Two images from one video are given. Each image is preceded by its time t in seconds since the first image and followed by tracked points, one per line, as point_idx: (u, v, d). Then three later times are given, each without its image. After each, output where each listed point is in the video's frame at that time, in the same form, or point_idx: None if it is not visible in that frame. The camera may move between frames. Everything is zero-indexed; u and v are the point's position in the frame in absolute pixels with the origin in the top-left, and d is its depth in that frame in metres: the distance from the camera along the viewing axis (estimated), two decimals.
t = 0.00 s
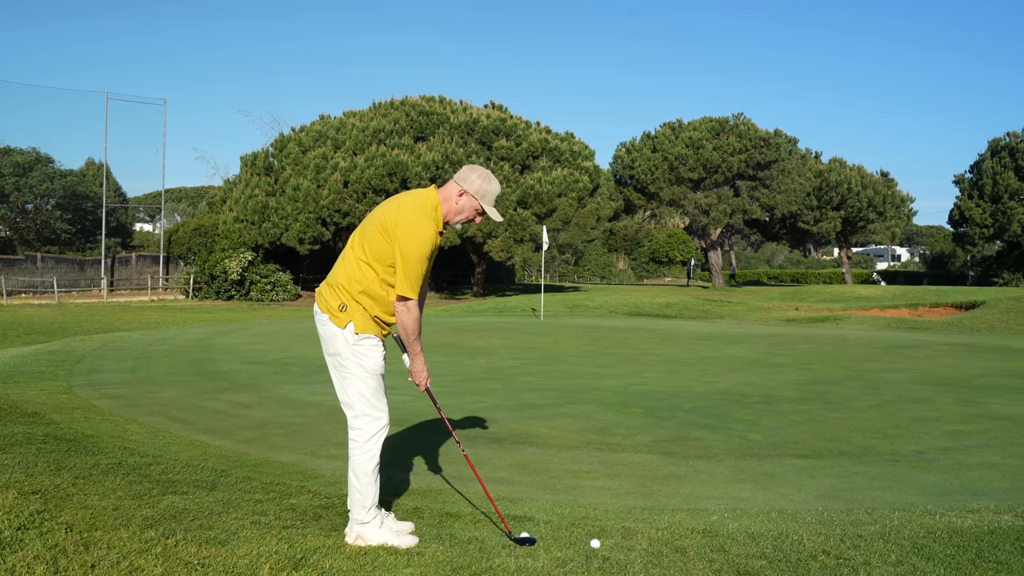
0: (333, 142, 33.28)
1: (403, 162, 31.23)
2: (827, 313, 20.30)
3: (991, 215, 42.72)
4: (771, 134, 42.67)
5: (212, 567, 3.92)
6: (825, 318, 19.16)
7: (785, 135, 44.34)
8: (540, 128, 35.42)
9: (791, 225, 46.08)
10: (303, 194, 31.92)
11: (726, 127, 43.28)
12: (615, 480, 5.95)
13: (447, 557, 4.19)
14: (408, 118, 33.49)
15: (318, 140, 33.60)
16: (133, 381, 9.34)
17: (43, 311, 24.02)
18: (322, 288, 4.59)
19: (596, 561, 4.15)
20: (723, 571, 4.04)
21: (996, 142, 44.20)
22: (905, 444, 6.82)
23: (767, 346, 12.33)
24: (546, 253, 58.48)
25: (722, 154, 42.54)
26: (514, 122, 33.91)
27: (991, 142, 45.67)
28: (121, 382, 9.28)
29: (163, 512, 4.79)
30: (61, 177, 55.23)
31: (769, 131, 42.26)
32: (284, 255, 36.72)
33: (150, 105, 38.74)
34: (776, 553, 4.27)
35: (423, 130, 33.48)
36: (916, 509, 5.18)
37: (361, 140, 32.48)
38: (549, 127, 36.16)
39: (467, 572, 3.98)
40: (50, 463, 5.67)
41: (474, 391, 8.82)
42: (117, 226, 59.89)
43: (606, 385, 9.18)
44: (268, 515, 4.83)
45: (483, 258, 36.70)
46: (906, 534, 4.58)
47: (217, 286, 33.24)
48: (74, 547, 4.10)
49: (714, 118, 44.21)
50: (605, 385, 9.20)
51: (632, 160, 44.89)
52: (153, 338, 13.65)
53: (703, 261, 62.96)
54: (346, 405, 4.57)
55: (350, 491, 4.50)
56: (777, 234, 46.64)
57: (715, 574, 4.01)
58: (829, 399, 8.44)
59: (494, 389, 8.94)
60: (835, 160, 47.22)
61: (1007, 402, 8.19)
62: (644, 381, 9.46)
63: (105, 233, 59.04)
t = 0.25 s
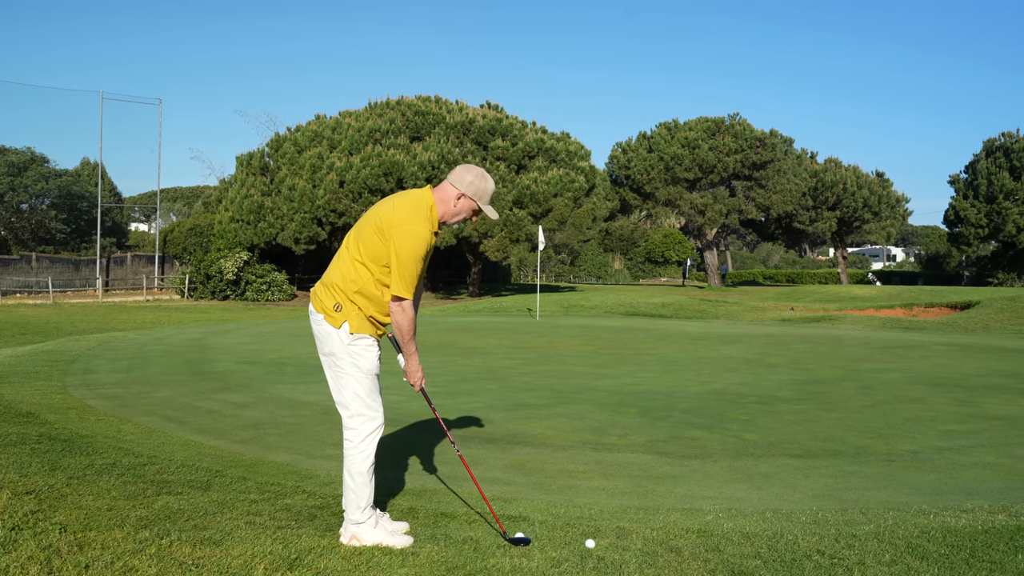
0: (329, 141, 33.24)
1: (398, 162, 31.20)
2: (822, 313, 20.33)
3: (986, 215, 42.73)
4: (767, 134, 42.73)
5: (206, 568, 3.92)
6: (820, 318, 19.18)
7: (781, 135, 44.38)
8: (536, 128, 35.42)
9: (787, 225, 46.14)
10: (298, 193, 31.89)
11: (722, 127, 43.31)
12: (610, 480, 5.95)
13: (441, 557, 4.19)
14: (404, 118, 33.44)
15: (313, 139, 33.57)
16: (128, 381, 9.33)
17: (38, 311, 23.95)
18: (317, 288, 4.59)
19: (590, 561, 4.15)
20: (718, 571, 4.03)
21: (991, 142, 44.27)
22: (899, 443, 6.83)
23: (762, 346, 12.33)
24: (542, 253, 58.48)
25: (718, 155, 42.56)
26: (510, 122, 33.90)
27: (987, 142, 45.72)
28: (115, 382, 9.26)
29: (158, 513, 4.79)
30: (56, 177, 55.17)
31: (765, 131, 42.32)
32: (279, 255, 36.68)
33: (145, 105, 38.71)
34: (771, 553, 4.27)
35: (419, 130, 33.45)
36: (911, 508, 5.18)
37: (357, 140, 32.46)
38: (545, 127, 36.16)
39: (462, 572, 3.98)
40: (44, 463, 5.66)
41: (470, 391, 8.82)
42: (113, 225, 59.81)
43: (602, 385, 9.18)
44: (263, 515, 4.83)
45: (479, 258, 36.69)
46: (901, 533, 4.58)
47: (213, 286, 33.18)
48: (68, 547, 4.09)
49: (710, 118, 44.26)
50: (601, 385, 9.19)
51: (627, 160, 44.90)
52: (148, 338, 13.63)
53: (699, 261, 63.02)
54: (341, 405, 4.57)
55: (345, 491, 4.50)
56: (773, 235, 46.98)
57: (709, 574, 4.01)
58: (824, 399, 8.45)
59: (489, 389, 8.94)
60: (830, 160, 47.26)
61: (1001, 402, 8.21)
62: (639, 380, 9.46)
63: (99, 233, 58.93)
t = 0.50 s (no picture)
0: (323, 142, 33.23)
1: (392, 162, 31.21)
2: (815, 314, 20.37)
3: (978, 216, 42.85)
4: (759, 135, 42.86)
5: (199, 570, 3.90)
6: (813, 319, 19.24)
7: (774, 137, 44.51)
8: (530, 129, 35.43)
9: (779, 226, 46.29)
10: (292, 194, 31.88)
11: (716, 128, 43.43)
12: (604, 480, 5.96)
13: (435, 558, 4.19)
14: (397, 118, 33.43)
15: (307, 140, 33.55)
16: (121, 382, 9.32)
17: (31, 312, 23.90)
18: (310, 289, 4.58)
19: (584, 562, 4.15)
20: (711, 572, 4.04)
21: (983, 143, 44.42)
22: (892, 444, 6.86)
23: (756, 347, 12.36)
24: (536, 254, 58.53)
25: (711, 156, 42.65)
26: (504, 123, 33.92)
27: (979, 144, 45.86)
28: (108, 383, 9.25)
29: (150, 514, 4.77)
30: (48, 177, 55.10)
31: (758, 132, 42.45)
32: (272, 256, 36.60)
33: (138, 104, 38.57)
34: (763, 554, 4.28)
35: (413, 130, 33.45)
36: (902, 509, 5.20)
37: (350, 141, 32.42)
38: (539, 128, 36.20)
39: (456, 573, 3.98)
40: (36, 465, 5.64)
41: (463, 391, 8.83)
42: (105, 226, 59.71)
43: (595, 386, 9.19)
44: (255, 517, 4.82)
45: (473, 259, 36.70)
46: (893, 534, 4.60)
47: (206, 287, 33.13)
48: (59, 549, 4.07)
49: (703, 119, 44.34)
50: (594, 385, 9.21)
51: (621, 161, 44.93)
52: (142, 339, 13.61)
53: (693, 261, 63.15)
54: (334, 406, 4.56)
55: (338, 492, 4.49)
56: (766, 236, 46.97)
57: None
58: (817, 399, 8.47)
59: (483, 389, 8.94)
60: (823, 162, 47.40)
61: (993, 403, 8.24)
62: (632, 381, 9.47)
63: (92, 233, 58.73)
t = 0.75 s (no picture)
0: (315, 141, 33.15)
1: (384, 162, 31.15)
2: (806, 314, 20.44)
3: (969, 216, 43.00)
4: (751, 135, 42.98)
5: (190, 570, 3.89)
6: (804, 318, 19.30)
7: (765, 137, 44.63)
8: (522, 128, 35.44)
9: (771, 226, 46.40)
10: (284, 193, 31.80)
11: (707, 128, 43.53)
12: (595, 480, 5.97)
13: (427, 558, 4.19)
14: (390, 118, 33.41)
15: (299, 139, 33.47)
16: (112, 382, 9.28)
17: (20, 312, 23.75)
18: (302, 288, 4.57)
19: (576, 561, 4.16)
20: (703, 571, 4.05)
21: (973, 143, 44.60)
22: (882, 443, 6.88)
23: (747, 346, 12.39)
24: (528, 253, 58.49)
25: (703, 156, 42.73)
26: (496, 122, 33.91)
27: (969, 144, 46.05)
28: (99, 383, 9.21)
29: (142, 514, 4.75)
30: (38, 176, 54.82)
31: (749, 132, 42.57)
32: (264, 256, 36.49)
33: (130, 103, 38.41)
34: (755, 552, 4.29)
35: (405, 130, 33.43)
36: (893, 507, 5.23)
37: (342, 140, 32.34)
38: (531, 128, 36.19)
39: (448, 573, 3.98)
40: (26, 465, 5.61)
41: (456, 391, 8.82)
42: (96, 225, 59.42)
43: (587, 385, 9.20)
44: (247, 516, 4.81)
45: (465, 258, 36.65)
46: (884, 532, 4.62)
47: (197, 286, 32.99)
48: (50, 549, 4.06)
49: (695, 119, 44.44)
50: (587, 385, 9.22)
51: (613, 161, 44.95)
52: (132, 338, 13.56)
53: (685, 261, 63.24)
54: (326, 406, 4.55)
55: (330, 493, 4.49)
56: (758, 236, 47.08)
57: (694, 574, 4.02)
58: (808, 399, 8.50)
59: (475, 389, 8.94)
60: (814, 161, 47.55)
61: (982, 401, 8.29)
62: (624, 381, 9.48)
63: (82, 233, 58.46)
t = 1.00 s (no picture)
0: (305, 140, 33.06)
1: (375, 161, 31.09)
2: (796, 312, 20.51)
3: (958, 215, 43.18)
4: (742, 134, 43.10)
5: (180, 570, 3.88)
6: (794, 317, 19.36)
7: (756, 135, 44.74)
8: (513, 128, 35.42)
9: (761, 225, 46.53)
10: (275, 192, 31.71)
11: (698, 127, 43.60)
12: (587, 479, 5.98)
13: (418, 557, 4.18)
14: (381, 117, 33.36)
15: (290, 138, 33.38)
16: (102, 381, 9.24)
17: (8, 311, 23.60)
18: (293, 287, 4.56)
19: (567, 559, 4.16)
20: (694, 570, 4.05)
21: (962, 142, 44.78)
22: (872, 441, 6.92)
23: (738, 345, 12.42)
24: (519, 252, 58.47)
25: (694, 154, 42.80)
26: (487, 121, 33.89)
27: (958, 143, 46.24)
28: (89, 383, 9.17)
29: (131, 514, 4.73)
30: (27, 175, 54.58)
31: (740, 131, 42.68)
32: (255, 255, 36.35)
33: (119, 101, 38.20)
34: (745, 550, 4.31)
35: (396, 128, 33.38)
36: (883, 505, 5.25)
37: (333, 139, 32.27)
38: (522, 127, 36.17)
39: (439, 572, 3.97)
40: (15, 465, 5.58)
41: (447, 390, 8.82)
42: (85, 224, 59.15)
43: (578, 384, 9.20)
44: (238, 516, 4.79)
45: (456, 258, 36.62)
46: (874, 530, 4.64)
47: (187, 285, 32.87)
48: (39, 550, 4.04)
49: (686, 118, 44.52)
50: (578, 384, 9.23)
51: (604, 160, 44.96)
52: (122, 338, 13.50)
53: (676, 260, 63.36)
54: (317, 405, 4.54)
55: (321, 492, 4.47)
56: (748, 235, 47.20)
57: (685, 573, 4.02)
58: (799, 397, 8.53)
59: (466, 388, 8.93)
60: (805, 160, 47.70)
61: (972, 399, 8.33)
62: (615, 379, 9.49)
63: (72, 231, 58.16)
